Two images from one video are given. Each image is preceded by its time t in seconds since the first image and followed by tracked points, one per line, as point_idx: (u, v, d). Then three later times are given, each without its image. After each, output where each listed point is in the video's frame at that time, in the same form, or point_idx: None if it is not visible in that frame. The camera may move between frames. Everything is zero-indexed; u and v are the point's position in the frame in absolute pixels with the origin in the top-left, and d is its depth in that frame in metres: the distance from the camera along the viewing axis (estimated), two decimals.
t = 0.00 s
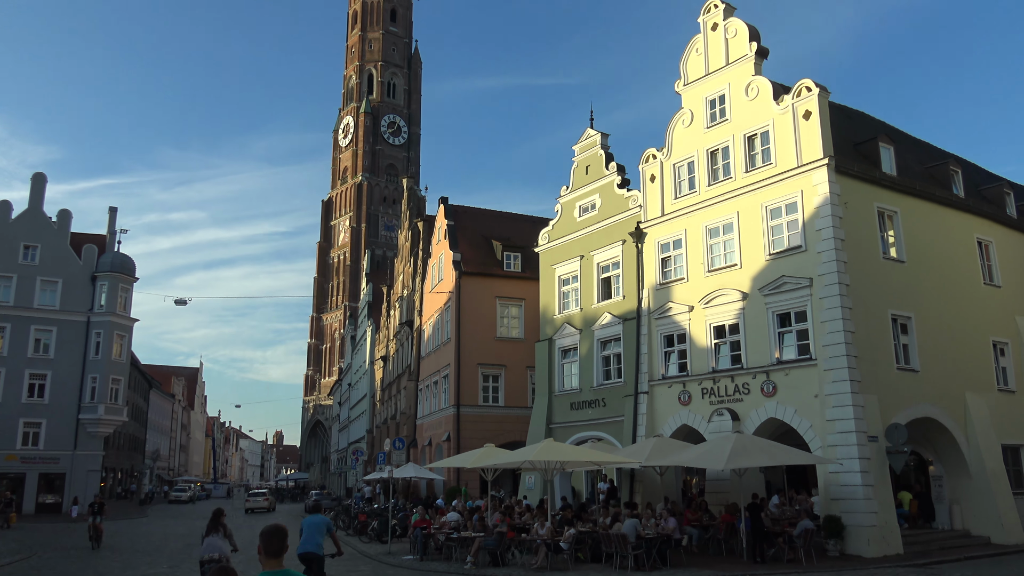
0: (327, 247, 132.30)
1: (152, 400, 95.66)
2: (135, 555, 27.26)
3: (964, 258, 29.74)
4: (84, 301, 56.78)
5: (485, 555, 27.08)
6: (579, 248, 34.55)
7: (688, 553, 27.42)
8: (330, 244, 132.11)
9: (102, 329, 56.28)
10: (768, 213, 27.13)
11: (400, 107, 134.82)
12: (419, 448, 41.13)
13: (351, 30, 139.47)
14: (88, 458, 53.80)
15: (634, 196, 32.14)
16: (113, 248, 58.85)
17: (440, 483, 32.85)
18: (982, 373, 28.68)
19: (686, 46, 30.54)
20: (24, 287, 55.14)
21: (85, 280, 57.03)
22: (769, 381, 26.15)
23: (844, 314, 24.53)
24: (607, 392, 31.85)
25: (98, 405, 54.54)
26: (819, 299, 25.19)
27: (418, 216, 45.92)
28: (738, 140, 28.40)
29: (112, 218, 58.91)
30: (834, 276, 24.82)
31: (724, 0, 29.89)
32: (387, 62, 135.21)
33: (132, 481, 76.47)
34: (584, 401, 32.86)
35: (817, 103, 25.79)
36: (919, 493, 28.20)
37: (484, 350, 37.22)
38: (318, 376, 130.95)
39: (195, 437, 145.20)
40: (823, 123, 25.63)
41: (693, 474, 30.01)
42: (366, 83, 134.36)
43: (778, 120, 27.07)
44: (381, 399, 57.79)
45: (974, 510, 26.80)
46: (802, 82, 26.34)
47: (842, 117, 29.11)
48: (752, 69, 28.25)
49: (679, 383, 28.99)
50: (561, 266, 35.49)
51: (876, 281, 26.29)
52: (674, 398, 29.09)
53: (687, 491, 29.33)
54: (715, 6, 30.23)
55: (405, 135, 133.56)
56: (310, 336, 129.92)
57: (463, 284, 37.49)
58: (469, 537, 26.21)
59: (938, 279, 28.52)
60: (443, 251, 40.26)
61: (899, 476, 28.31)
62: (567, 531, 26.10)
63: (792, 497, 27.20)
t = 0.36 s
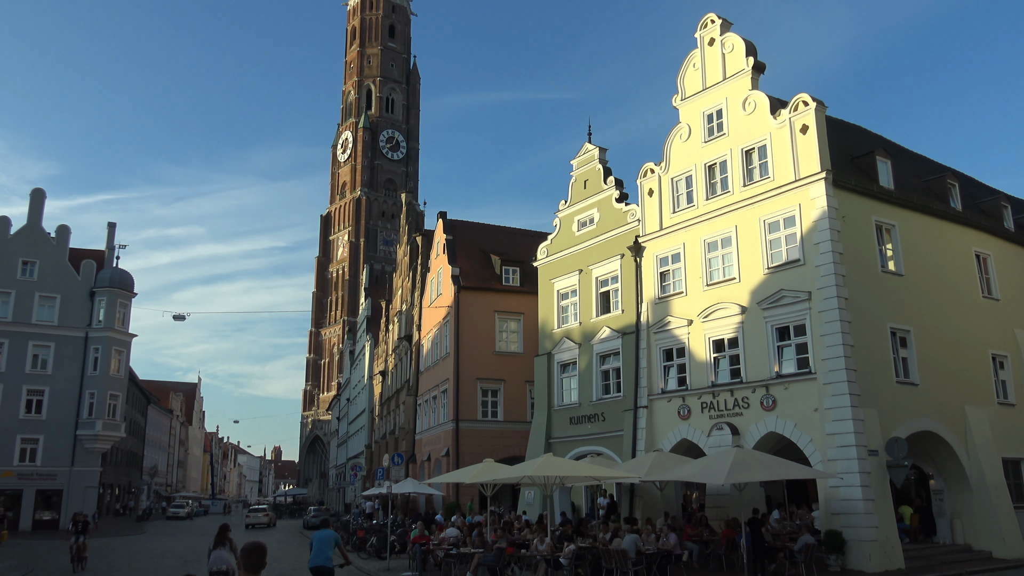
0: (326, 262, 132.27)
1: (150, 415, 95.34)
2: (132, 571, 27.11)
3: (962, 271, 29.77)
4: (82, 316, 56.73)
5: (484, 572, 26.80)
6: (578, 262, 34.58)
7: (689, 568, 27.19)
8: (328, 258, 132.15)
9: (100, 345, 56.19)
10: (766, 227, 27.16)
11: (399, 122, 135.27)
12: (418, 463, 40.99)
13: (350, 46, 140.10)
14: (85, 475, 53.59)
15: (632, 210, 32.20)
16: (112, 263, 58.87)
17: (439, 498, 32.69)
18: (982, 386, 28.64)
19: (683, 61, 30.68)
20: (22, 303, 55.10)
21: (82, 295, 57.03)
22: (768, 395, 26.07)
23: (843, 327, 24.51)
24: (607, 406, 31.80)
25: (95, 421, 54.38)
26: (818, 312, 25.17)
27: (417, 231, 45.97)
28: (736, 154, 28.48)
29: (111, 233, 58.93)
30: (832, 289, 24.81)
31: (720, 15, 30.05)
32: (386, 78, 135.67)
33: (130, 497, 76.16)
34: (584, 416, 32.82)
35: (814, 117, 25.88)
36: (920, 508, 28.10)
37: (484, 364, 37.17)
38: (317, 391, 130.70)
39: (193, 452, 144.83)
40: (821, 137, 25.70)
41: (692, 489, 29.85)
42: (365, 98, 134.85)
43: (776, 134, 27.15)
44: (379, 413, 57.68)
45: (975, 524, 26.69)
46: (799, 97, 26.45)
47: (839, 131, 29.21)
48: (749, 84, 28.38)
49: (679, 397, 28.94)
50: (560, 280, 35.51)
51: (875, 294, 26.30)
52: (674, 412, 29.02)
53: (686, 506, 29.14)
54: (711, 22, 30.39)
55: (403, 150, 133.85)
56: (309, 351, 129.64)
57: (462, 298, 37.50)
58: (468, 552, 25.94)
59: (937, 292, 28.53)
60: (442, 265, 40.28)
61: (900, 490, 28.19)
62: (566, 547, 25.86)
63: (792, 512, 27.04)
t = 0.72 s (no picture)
0: (325, 277, 132.28)
1: (148, 431, 95.03)
2: None
3: (961, 288, 29.78)
4: (80, 332, 56.64)
5: None
6: (577, 279, 34.61)
7: None
8: (327, 274, 132.20)
9: (98, 360, 56.04)
10: (765, 244, 27.19)
11: (399, 138, 135.76)
12: (416, 480, 40.81)
13: (350, 63, 140.80)
14: (82, 490, 53.33)
15: (631, 226, 32.26)
16: (111, 278, 58.92)
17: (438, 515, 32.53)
18: (981, 403, 28.57)
19: (682, 79, 30.82)
20: (20, 318, 55.06)
21: (81, 310, 57.01)
22: (768, 412, 25.99)
23: (842, 344, 24.47)
24: (606, 423, 31.73)
25: (92, 436, 54.15)
26: (817, 329, 25.14)
27: (416, 247, 46.03)
28: (735, 171, 28.56)
29: (110, 247, 58.93)
30: (831, 306, 24.80)
31: (719, 33, 30.21)
32: (386, 94, 136.17)
33: (127, 513, 75.75)
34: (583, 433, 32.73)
35: (812, 134, 25.98)
36: (920, 525, 27.92)
37: (482, 380, 37.10)
38: (316, 407, 130.44)
39: (191, 469, 144.30)
40: (819, 154, 25.78)
41: (691, 506, 29.70)
42: (365, 114, 135.36)
43: (774, 152, 27.24)
44: (377, 428, 57.51)
45: (975, 542, 26.53)
46: (797, 114, 26.56)
47: (837, 149, 29.32)
48: (747, 102, 28.50)
49: (678, 414, 28.86)
50: (559, 297, 35.52)
51: (873, 311, 26.29)
52: (673, 429, 28.93)
53: (685, 524, 28.96)
54: (710, 39, 30.55)
55: (403, 166, 134.20)
56: (307, 366, 129.42)
57: (460, 314, 37.49)
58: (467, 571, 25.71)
59: (936, 310, 28.52)
60: (441, 281, 40.30)
61: (900, 507, 28.06)
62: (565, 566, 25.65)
63: (792, 529, 26.88)
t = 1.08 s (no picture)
0: (322, 294, 132.24)
1: (144, 449, 94.64)
2: None
3: (959, 304, 29.80)
4: (77, 349, 56.51)
5: None
6: (575, 295, 34.63)
7: None
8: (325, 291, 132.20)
9: (95, 378, 55.85)
10: (762, 260, 27.22)
11: (397, 155, 136.22)
12: (414, 498, 40.61)
13: (347, 82, 141.37)
14: (77, 509, 52.99)
15: (628, 243, 32.32)
16: (108, 295, 58.86)
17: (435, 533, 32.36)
18: (980, 419, 28.52)
19: (678, 96, 30.99)
20: (17, 335, 54.97)
21: (77, 328, 56.95)
22: (766, 429, 25.92)
23: (840, 360, 24.44)
24: (604, 440, 31.64)
25: (88, 454, 53.83)
26: (815, 345, 25.13)
27: (414, 263, 46.05)
28: (732, 187, 28.64)
29: (108, 264, 58.89)
30: (829, 322, 24.79)
31: (715, 51, 30.41)
32: (383, 111, 136.65)
33: (122, 532, 75.27)
34: (581, 450, 32.62)
35: (808, 150, 26.08)
36: (920, 542, 27.79)
37: (480, 397, 37.00)
38: (313, 425, 130.11)
39: (187, 487, 143.71)
40: (815, 171, 25.87)
41: (691, 523, 29.57)
42: (363, 132, 135.79)
43: (771, 168, 27.33)
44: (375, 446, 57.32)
45: (976, 559, 26.41)
46: (793, 131, 26.68)
47: (833, 166, 29.42)
48: (744, 119, 28.64)
49: (676, 431, 28.78)
50: (557, 313, 35.51)
51: (871, 327, 26.28)
52: (672, 446, 28.84)
53: (685, 542, 28.80)
54: (706, 57, 30.73)
55: (400, 184, 134.52)
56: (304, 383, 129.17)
57: (458, 331, 37.45)
58: None
59: (934, 326, 28.51)
60: (438, 297, 40.34)
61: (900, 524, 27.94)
62: None
63: (792, 546, 26.74)
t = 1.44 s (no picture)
0: (320, 309, 132.31)
1: (140, 466, 94.23)
2: None
3: (955, 318, 29.81)
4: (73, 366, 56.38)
5: None
6: (572, 310, 34.65)
7: None
8: (322, 306, 132.23)
9: (91, 394, 55.66)
10: (759, 275, 27.24)
11: (394, 170, 136.59)
12: (411, 515, 40.41)
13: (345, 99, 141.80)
14: (73, 527, 52.66)
15: (625, 258, 32.37)
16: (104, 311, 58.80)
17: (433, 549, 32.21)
18: (979, 434, 28.49)
19: (675, 112, 31.13)
20: (13, 351, 54.84)
21: (73, 345, 56.83)
22: (765, 444, 25.85)
23: (838, 375, 24.41)
24: (602, 456, 31.56)
25: (84, 471, 53.53)
26: (813, 360, 25.10)
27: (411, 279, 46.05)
28: (728, 203, 28.70)
29: (104, 280, 58.82)
30: (827, 337, 24.77)
31: (711, 67, 30.58)
32: (381, 127, 137.06)
33: (118, 550, 74.84)
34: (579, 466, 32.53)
35: (804, 166, 26.15)
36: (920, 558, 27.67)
37: (477, 413, 36.91)
38: (310, 441, 129.82)
39: (184, 504, 143.13)
40: (812, 186, 25.93)
41: (690, 539, 29.44)
42: (360, 147, 136.09)
43: (767, 184, 27.40)
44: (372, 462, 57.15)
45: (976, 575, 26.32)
46: (789, 146, 26.77)
47: (830, 180, 29.51)
48: (740, 134, 28.76)
49: (674, 446, 28.70)
50: (555, 328, 35.51)
51: (869, 342, 26.27)
52: (670, 461, 28.76)
53: (684, 558, 28.64)
54: (702, 73, 30.91)
55: (398, 199, 134.76)
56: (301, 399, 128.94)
57: (456, 347, 37.40)
58: None
59: (931, 340, 28.51)
60: (436, 313, 40.33)
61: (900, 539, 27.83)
62: None
63: (791, 562, 26.61)
